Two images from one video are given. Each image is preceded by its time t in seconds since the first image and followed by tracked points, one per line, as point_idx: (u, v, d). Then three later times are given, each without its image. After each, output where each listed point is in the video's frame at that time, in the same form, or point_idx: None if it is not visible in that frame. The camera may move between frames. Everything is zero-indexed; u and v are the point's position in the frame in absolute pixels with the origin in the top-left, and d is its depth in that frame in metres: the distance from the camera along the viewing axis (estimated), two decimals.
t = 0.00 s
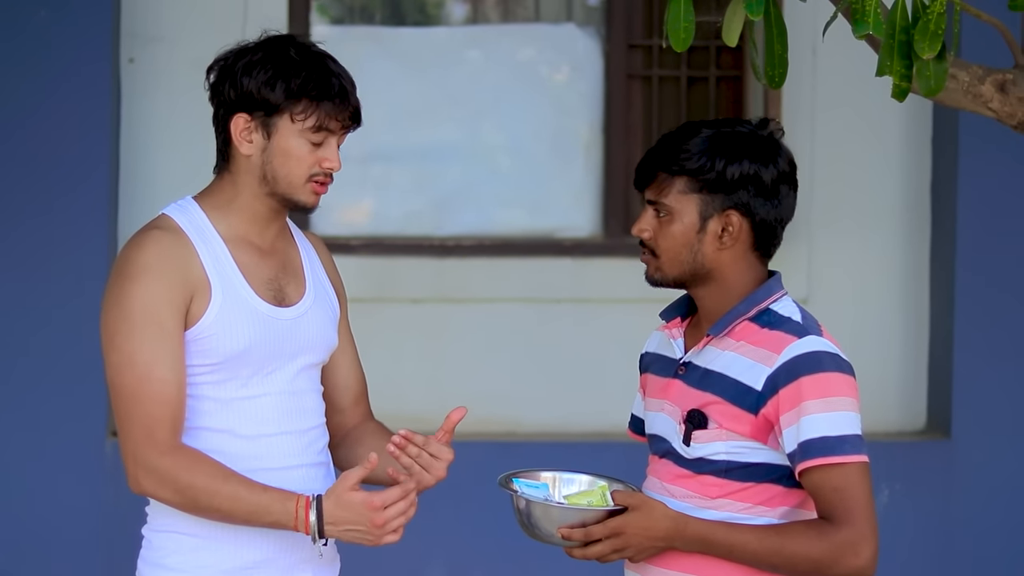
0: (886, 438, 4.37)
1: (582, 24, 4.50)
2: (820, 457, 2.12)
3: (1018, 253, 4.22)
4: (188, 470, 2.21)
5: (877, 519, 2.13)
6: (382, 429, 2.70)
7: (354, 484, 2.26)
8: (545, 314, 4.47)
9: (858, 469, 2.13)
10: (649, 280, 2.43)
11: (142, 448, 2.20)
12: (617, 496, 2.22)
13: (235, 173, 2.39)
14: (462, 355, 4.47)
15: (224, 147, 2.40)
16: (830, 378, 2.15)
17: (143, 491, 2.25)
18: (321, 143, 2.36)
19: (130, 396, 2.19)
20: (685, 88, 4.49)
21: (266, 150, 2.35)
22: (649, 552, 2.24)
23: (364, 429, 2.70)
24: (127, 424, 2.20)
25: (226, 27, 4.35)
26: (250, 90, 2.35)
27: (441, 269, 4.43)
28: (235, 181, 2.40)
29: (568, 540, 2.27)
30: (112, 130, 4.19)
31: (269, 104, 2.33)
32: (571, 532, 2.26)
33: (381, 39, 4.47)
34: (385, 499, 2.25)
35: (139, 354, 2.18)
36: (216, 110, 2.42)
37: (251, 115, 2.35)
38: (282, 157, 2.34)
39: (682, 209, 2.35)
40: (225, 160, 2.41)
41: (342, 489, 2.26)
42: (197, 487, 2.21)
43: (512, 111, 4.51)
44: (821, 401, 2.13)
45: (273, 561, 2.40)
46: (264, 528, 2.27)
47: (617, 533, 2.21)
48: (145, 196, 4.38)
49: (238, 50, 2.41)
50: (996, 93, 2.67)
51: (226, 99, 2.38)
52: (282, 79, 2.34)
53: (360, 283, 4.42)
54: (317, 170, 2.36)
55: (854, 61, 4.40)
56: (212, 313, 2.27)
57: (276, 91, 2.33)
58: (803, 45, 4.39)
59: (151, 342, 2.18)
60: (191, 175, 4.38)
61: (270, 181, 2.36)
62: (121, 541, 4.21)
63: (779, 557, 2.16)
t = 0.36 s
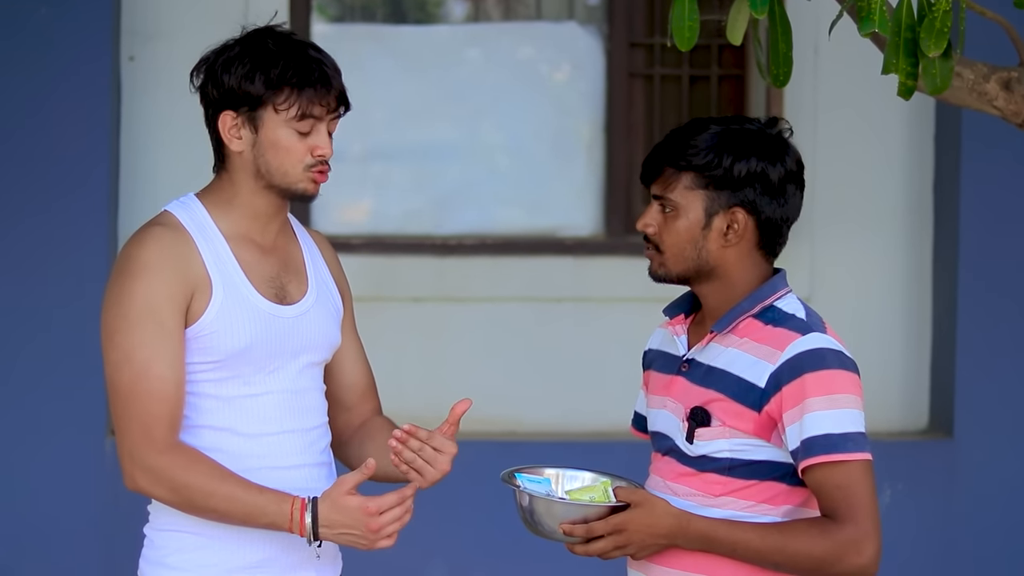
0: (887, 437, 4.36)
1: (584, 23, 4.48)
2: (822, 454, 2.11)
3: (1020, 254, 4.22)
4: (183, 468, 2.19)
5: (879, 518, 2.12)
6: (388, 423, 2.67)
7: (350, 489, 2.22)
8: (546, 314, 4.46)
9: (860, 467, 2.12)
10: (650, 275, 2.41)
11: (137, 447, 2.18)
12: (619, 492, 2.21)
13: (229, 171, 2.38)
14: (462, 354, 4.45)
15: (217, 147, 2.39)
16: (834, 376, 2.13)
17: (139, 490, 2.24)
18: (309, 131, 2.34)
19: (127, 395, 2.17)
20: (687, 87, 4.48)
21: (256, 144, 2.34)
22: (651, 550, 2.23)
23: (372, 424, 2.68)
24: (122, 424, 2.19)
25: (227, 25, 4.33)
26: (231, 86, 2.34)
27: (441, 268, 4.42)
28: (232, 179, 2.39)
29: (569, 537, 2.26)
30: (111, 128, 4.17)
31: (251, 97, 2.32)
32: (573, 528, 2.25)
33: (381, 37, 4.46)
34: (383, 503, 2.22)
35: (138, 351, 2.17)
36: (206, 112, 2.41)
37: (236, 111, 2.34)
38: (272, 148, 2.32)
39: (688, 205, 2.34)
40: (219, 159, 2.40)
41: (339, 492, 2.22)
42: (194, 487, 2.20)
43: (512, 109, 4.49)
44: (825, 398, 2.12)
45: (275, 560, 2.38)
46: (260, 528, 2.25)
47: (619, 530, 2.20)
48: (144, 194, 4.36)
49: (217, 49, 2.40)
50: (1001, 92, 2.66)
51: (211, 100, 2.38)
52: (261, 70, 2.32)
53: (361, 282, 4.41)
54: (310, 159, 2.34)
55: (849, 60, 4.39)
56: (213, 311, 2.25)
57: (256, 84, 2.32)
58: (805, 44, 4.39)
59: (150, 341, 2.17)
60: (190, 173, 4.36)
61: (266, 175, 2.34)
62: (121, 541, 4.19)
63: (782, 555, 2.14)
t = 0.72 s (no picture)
0: (887, 440, 4.36)
1: (584, 25, 4.48)
2: (823, 458, 2.11)
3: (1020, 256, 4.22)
4: (241, 464, 2.26)
5: (880, 521, 2.12)
6: (385, 440, 2.72)
7: (404, 522, 2.37)
8: (546, 316, 4.46)
9: (861, 470, 2.12)
10: (651, 284, 2.41)
11: (189, 441, 2.23)
12: (620, 496, 2.21)
13: (232, 173, 2.38)
14: (463, 356, 4.46)
15: (221, 148, 2.39)
16: (834, 380, 2.14)
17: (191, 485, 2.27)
18: (316, 148, 2.34)
19: (169, 390, 2.21)
20: (687, 89, 4.48)
21: (261, 153, 2.34)
22: (652, 553, 2.22)
23: (367, 439, 2.71)
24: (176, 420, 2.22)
25: (227, 28, 4.33)
26: (245, 90, 2.32)
27: (442, 270, 4.42)
28: (233, 181, 2.38)
29: (570, 540, 2.24)
30: (111, 131, 4.17)
31: (264, 105, 2.31)
32: (574, 532, 2.23)
33: (381, 40, 4.46)
34: (431, 542, 2.34)
35: (169, 350, 2.20)
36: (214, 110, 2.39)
37: (246, 117, 2.33)
38: (276, 159, 2.33)
39: (686, 212, 2.34)
40: (224, 159, 2.40)
41: (393, 522, 2.37)
42: (251, 482, 2.27)
43: (511, 111, 4.49)
44: (824, 402, 2.12)
45: (268, 559, 2.37)
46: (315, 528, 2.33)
47: (620, 534, 2.19)
48: (144, 197, 4.37)
49: (239, 49, 2.37)
50: (1001, 94, 2.66)
51: (222, 100, 2.36)
52: (279, 81, 2.31)
53: (361, 285, 4.41)
54: (311, 174, 2.35)
55: (853, 62, 4.40)
56: (219, 309, 2.27)
57: (272, 94, 2.31)
58: (805, 47, 4.39)
59: (182, 337, 2.21)
60: (191, 176, 4.36)
61: (267, 184, 2.35)
62: (122, 544, 4.19)
63: (783, 559, 2.14)
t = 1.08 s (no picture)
0: (889, 439, 4.37)
1: (584, 24, 4.48)
2: (826, 457, 2.11)
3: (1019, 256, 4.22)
4: (292, 456, 2.26)
5: (884, 519, 2.12)
6: (417, 445, 2.73)
7: (458, 516, 2.39)
8: (546, 315, 4.46)
9: (865, 469, 2.12)
10: (654, 282, 2.40)
11: (241, 432, 2.22)
12: (626, 491, 2.20)
13: (278, 174, 2.38)
14: (463, 356, 4.46)
15: (268, 148, 2.38)
16: (838, 378, 2.14)
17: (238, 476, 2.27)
18: (364, 155, 2.35)
19: (222, 380, 2.21)
20: (688, 88, 4.49)
21: (309, 157, 2.34)
22: (657, 548, 2.23)
23: (399, 446, 2.72)
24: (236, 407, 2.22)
25: (228, 28, 4.33)
26: (297, 94, 2.32)
27: (442, 269, 4.42)
28: (278, 180, 2.38)
29: (575, 534, 2.25)
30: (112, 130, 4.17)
31: (315, 111, 2.31)
32: (579, 525, 2.23)
33: (382, 39, 4.46)
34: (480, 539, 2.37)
35: (224, 341, 2.20)
36: (263, 110, 2.39)
37: (297, 121, 2.33)
38: (324, 165, 2.33)
39: (687, 210, 2.34)
40: (269, 159, 2.39)
41: (446, 516, 2.39)
42: (303, 475, 2.27)
43: (511, 111, 4.49)
44: (828, 401, 2.13)
45: (275, 557, 2.37)
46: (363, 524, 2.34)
47: (625, 527, 2.19)
48: (145, 197, 4.37)
49: (291, 54, 2.37)
50: (1002, 93, 2.66)
51: (273, 102, 2.35)
52: (331, 87, 2.31)
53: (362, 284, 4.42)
54: (357, 182, 2.35)
55: (857, 62, 4.40)
56: (266, 309, 2.28)
57: (324, 100, 2.30)
58: (806, 45, 4.39)
59: (232, 332, 2.21)
60: (192, 175, 4.36)
61: (312, 188, 2.35)
62: (122, 542, 4.18)
63: (787, 555, 2.15)
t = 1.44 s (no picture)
0: (891, 437, 4.37)
1: (587, 22, 4.47)
2: (833, 452, 2.11)
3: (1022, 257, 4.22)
4: (317, 450, 2.25)
5: (889, 517, 2.11)
6: (435, 434, 2.71)
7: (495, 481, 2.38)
8: (549, 313, 4.46)
9: (871, 467, 2.12)
10: (672, 291, 2.40)
11: (262, 430, 2.21)
12: (631, 482, 2.22)
13: (285, 176, 2.37)
14: (466, 353, 4.46)
15: (275, 151, 2.38)
16: (846, 374, 2.13)
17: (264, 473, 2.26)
18: (372, 151, 2.34)
19: (239, 380, 2.21)
20: (691, 85, 4.49)
21: (318, 158, 2.33)
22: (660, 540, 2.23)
23: (416, 439, 2.69)
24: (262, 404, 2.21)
25: (230, 25, 4.33)
26: (301, 96, 2.31)
27: (445, 267, 4.42)
28: (285, 184, 2.38)
29: (579, 525, 2.26)
30: (114, 128, 4.16)
31: (320, 112, 2.30)
32: (583, 516, 2.25)
33: (384, 36, 4.46)
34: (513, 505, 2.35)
35: (240, 342, 2.20)
36: (267, 117, 2.38)
37: (303, 123, 2.32)
38: (334, 165, 2.33)
39: (694, 215, 2.33)
40: (275, 162, 2.39)
41: (484, 481, 2.38)
42: (328, 468, 2.26)
43: (514, 109, 4.49)
44: (835, 398, 2.12)
45: (276, 555, 2.36)
46: (392, 509, 2.32)
47: (629, 517, 2.20)
48: (147, 195, 4.36)
49: (292, 57, 2.36)
50: (1007, 89, 2.66)
51: (277, 106, 2.35)
52: (334, 87, 2.30)
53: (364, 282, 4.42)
54: (368, 178, 2.34)
55: (856, 62, 4.40)
56: (276, 309, 2.28)
57: (329, 100, 2.30)
58: (811, 42, 4.39)
59: (245, 332, 2.21)
60: (195, 172, 4.36)
61: (323, 189, 2.35)
62: (125, 540, 4.18)
63: (789, 550, 2.15)
